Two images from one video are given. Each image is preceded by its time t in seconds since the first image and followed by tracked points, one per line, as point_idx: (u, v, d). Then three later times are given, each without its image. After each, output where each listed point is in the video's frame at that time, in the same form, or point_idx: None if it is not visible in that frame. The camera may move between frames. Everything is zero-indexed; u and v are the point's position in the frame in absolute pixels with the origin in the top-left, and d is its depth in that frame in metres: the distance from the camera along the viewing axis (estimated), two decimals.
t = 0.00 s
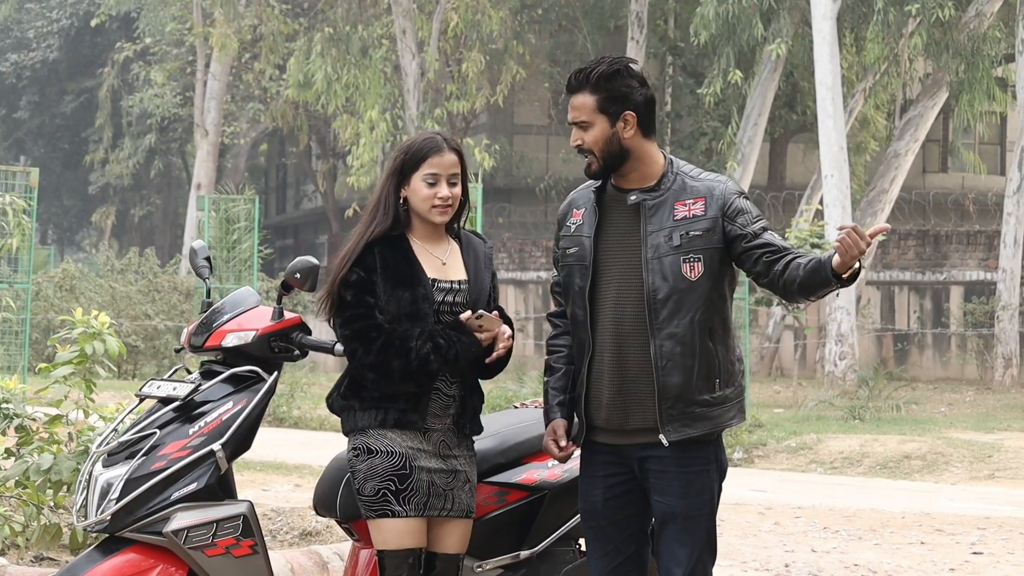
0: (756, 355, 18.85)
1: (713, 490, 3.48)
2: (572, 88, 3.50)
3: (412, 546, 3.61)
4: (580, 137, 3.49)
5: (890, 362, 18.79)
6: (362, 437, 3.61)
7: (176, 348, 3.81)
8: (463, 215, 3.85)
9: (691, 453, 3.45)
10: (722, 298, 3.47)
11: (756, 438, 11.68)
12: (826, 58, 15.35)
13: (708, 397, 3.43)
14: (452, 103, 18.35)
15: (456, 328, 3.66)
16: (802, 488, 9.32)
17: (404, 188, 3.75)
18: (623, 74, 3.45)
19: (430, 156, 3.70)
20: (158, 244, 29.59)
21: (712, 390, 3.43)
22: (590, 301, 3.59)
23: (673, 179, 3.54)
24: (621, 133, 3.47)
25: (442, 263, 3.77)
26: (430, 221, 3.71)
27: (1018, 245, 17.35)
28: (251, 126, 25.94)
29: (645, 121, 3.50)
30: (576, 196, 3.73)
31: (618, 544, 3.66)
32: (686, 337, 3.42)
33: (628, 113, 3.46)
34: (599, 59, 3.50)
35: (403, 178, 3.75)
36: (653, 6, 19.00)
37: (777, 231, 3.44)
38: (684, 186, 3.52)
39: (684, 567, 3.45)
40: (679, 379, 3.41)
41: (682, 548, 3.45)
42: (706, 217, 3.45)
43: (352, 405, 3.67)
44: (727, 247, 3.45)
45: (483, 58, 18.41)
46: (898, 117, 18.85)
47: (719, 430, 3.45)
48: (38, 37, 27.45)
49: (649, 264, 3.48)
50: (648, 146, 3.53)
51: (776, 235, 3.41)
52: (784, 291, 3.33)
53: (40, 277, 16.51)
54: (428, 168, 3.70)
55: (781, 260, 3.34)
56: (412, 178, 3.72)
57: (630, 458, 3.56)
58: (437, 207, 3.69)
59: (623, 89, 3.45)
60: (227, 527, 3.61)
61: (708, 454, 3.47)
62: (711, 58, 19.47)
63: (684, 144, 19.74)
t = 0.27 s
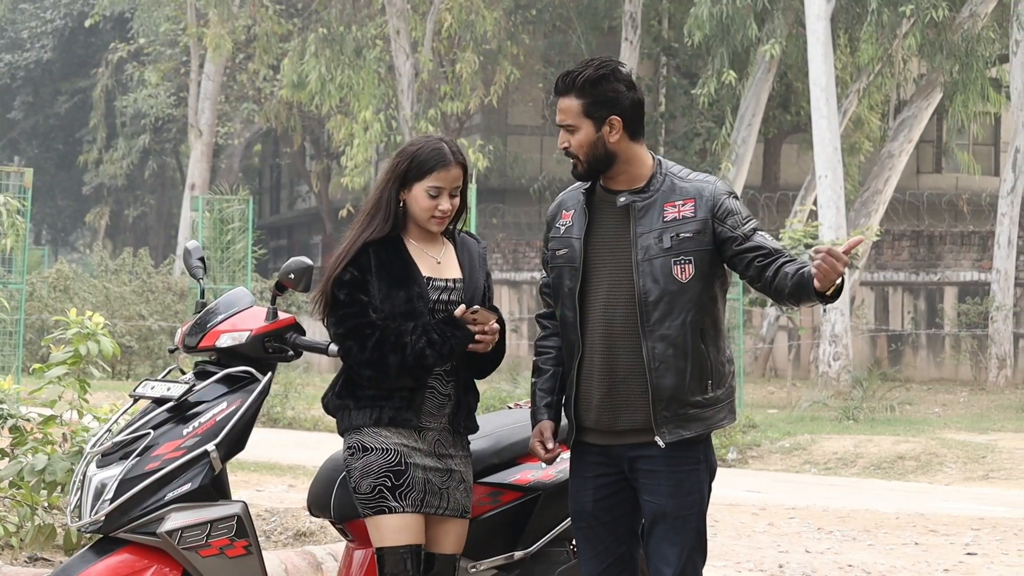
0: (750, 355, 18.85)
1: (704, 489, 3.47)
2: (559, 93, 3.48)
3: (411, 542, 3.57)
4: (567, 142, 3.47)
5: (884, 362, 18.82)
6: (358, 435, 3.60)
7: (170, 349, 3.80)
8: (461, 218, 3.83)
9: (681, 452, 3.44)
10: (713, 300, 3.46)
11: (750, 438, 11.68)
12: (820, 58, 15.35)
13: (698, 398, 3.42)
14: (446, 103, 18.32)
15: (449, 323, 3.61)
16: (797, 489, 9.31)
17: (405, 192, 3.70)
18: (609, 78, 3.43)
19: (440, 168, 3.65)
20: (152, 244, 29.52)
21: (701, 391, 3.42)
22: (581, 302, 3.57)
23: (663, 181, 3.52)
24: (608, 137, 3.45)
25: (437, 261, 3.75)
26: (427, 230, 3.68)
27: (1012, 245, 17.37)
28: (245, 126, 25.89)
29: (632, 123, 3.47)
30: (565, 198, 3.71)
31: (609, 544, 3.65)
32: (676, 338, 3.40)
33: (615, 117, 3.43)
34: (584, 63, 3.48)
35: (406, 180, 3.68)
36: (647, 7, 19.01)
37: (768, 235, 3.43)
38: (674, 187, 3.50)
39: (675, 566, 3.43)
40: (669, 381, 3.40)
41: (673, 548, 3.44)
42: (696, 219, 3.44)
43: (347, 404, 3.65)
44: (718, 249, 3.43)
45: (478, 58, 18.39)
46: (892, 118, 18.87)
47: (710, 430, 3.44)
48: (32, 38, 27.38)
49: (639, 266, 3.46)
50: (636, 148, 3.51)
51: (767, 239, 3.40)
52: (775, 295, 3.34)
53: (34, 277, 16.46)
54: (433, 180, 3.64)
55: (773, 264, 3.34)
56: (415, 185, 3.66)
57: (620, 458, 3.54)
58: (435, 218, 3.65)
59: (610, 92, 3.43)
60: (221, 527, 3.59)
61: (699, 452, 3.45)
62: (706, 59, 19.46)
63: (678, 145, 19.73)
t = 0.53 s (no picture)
0: (746, 355, 18.86)
1: (701, 488, 3.46)
2: (557, 93, 3.46)
3: (401, 543, 3.56)
4: (566, 141, 3.46)
5: (880, 362, 18.85)
6: (350, 434, 3.58)
7: (166, 349, 3.79)
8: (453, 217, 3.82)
9: (677, 452, 3.43)
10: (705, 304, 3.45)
11: (746, 438, 11.68)
12: (816, 58, 15.35)
13: (688, 402, 3.42)
14: (442, 103, 18.32)
15: (448, 322, 3.59)
16: (793, 489, 9.31)
17: (401, 194, 3.69)
18: (607, 79, 3.42)
19: (437, 159, 3.66)
20: (148, 244, 29.49)
21: (692, 395, 3.42)
22: (576, 303, 3.56)
23: (660, 182, 3.50)
24: (607, 137, 3.44)
25: (430, 260, 3.74)
26: (428, 226, 3.69)
27: (1008, 245, 17.41)
28: (241, 127, 25.88)
29: (630, 125, 3.46)
30: (562, 196, 3.70)
31: (606, 544, 3.64)
32: (666, 342, 3.40)
33: (614, 118, 3.42)
34: (582, 63, 3.47)
35: (402, 181, 3.67)
36: (643, 7, 19.02)
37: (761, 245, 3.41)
38: (670, 189, 3.49)
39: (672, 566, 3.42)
40: (658, 385, 3.40)
41: (670, 548, 3.43)
42: (690, 223, 3.43)
43: (340, 404, 3.64)
44: (710, 253, 3.43)
45: (474, 58, 18.39)
46: (888, 118, 18.89)
47: (700, 433, 3.44)
48: (29, 37, 27.35)
49: (632, 268, 3.45)
50: (634, 150, 3.50)
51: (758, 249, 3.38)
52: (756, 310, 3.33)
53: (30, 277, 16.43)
54: (432, 176, 3.65)
55: (758, 280, 3.33)
56: (411, 185, 3.66)
57: (616, 459, 3.54)
58: (436, 214, 3.67)
59: (608, 94, 3.42)
60: (217, 527, 3.58)
61: (695, 453, 3.45)
62: (702, 59, 19.47)
63: (674, 145, 19.71)
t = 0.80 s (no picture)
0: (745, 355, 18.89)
1: (707, 488, 3.46)
2: (563, 93, 3.47)
3: (392, 548, 3.58)
4: (570, 141, 3.45)
5: (879, 361, 18.91)
6: (349, 437, 3.58)
7: (165, 349, 3.78)
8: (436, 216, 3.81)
9: (683, 452, 3.43)
10: (706, 307, 3.45)
11: (745, 438, 11.68)
12: (815, 58, 15.36)
13: (692, 403, 3.42)
14: (441, 103, 18.34)
15: (453, 320, 3.60)
16: (791, 488, 9.31)
17: (389, 194, 3.68)
18: (614, 79, 3.43)
19: (416, 155, 3.66)
20: (147, 244, 29.51)
21: (696, 395, 3.42)
22: (582, 304, 3.55)
23: (664, 183, 3.50)
24: (612, 138, 3.44)
25: (419, 259, 3.73)
26: (418, 221, 3.70)
27: (1006, 245, 17.42)
28: (240, 126, 25.89)
29: (636, 125, 3.47)
30: (566, 198, 3.69)
31: (611, 543, 3.64)
32: (670, 344, 3.40)
33: (620, 118, 3.43)
34: (589, 63, 3.47)
35: (389, 181, 3.67)
36: (642, 6, 19.03)
37: (757, 252, 3.40)
38: (674, 190, 3.48)
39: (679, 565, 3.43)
40: (663, 386, 3.40)
41: (677, 548, 3.44)
42: (693, 224, 3.42)
43: (338, 407, 3.62)
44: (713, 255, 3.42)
45: (472, 57, 18.40)
46: (886, 118, 18.91)
47: (704, 433, 3.44)
48: (28, 37, 27.36)
49: (635, 269, 3.45)
50: (639, 150, 3.50)
51: (754, 257, 3.37)
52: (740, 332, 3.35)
53: (29, 276, 16.42)
54: (419, 170, 3.66)
55: (745, 303, 3.35)
56: (399, 183, 3.66)
57: (622, 458, 3.54)
58: (426, 207, 3.68)
59: (614, 94, 3.42)
60: (216, 527, 3.58)
61: (701, 452, 3.45)
62: (701, 58, 19.50)
63: (673, 144, 19.72)
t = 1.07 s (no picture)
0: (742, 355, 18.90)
1: (710, 490, 3.46)
2: (571, 92, 3.45)
3: (391, 550, 3.59)
4: (578, 139, 3.43)
5: (876, 362, 18.97)
6: (348, 439, 3.58)
7: (164, 349, 3.78)
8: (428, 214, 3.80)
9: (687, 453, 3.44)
10: (704, 315, 3.45)
11: (742, 438, 11.69)
12: (813, 59, 15.37)
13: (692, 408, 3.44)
14: (439, 103, 18.35)
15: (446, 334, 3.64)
16: (789, 489, 9.30)
17: (383, 182, 3.67)
18: (624, 79, 3.40)
19: (409, 148, 3.66)
20: (145, 244, 29.50)
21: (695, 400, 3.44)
22: (587, 304, 3.55)
23: (669, 186, 3.48)
24: (620, 137, 3.42)
25: (412, 259, 3.72)
26: (411, 216, 3.69)
27: (1004, 245, 17.44)
28: (238, 126, 25.87)
29: (645, 125, 3.45)
30: (574, 196, 3.68)
31: (614, 544, 3.63)
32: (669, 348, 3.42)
33: (629, 118, 3.41)
34: (600, 61, 3.44)
35: (384, 171, 3.66)
36: (641, 6, 19.02)
37: (747, 270, 3.37)
38: (680, 194, 3.47)
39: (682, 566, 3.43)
40: (663, 390, 3.43)
41: (680, 549, 3.44)
42: (695, 229, 3.41)
43: (338, 411, 3.60)
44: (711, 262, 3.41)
45: (471, 58, 18.40)
46: (884, 118, 18.93)
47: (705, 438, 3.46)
48: (26, 37, 27.34)
49: (637, 271, 3.45)
50: (646, 150, 3.48)
51: (739, 277, 3.36)
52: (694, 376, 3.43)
53: (27, 277, 16.40)
54: (414, 162, 3.66)
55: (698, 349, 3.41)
56: (394, 172, 3.65)
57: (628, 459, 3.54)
58: (419, 201, 3.67)
59: (625, 93, 3.40)
60: (214, 527, 3.57)
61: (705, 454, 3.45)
62: (699, 58, 19.51)
63: (671, 144, 19.73)
